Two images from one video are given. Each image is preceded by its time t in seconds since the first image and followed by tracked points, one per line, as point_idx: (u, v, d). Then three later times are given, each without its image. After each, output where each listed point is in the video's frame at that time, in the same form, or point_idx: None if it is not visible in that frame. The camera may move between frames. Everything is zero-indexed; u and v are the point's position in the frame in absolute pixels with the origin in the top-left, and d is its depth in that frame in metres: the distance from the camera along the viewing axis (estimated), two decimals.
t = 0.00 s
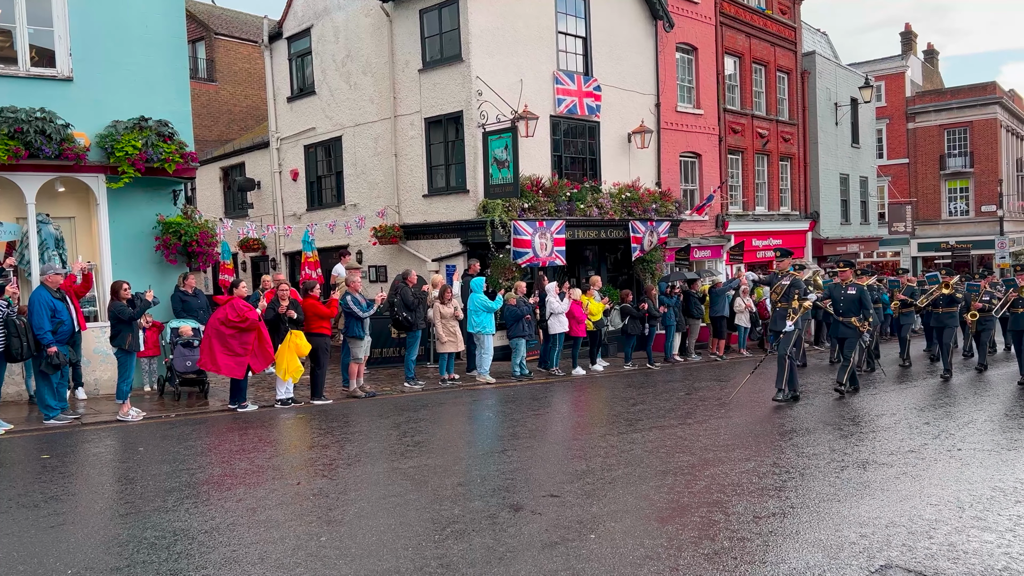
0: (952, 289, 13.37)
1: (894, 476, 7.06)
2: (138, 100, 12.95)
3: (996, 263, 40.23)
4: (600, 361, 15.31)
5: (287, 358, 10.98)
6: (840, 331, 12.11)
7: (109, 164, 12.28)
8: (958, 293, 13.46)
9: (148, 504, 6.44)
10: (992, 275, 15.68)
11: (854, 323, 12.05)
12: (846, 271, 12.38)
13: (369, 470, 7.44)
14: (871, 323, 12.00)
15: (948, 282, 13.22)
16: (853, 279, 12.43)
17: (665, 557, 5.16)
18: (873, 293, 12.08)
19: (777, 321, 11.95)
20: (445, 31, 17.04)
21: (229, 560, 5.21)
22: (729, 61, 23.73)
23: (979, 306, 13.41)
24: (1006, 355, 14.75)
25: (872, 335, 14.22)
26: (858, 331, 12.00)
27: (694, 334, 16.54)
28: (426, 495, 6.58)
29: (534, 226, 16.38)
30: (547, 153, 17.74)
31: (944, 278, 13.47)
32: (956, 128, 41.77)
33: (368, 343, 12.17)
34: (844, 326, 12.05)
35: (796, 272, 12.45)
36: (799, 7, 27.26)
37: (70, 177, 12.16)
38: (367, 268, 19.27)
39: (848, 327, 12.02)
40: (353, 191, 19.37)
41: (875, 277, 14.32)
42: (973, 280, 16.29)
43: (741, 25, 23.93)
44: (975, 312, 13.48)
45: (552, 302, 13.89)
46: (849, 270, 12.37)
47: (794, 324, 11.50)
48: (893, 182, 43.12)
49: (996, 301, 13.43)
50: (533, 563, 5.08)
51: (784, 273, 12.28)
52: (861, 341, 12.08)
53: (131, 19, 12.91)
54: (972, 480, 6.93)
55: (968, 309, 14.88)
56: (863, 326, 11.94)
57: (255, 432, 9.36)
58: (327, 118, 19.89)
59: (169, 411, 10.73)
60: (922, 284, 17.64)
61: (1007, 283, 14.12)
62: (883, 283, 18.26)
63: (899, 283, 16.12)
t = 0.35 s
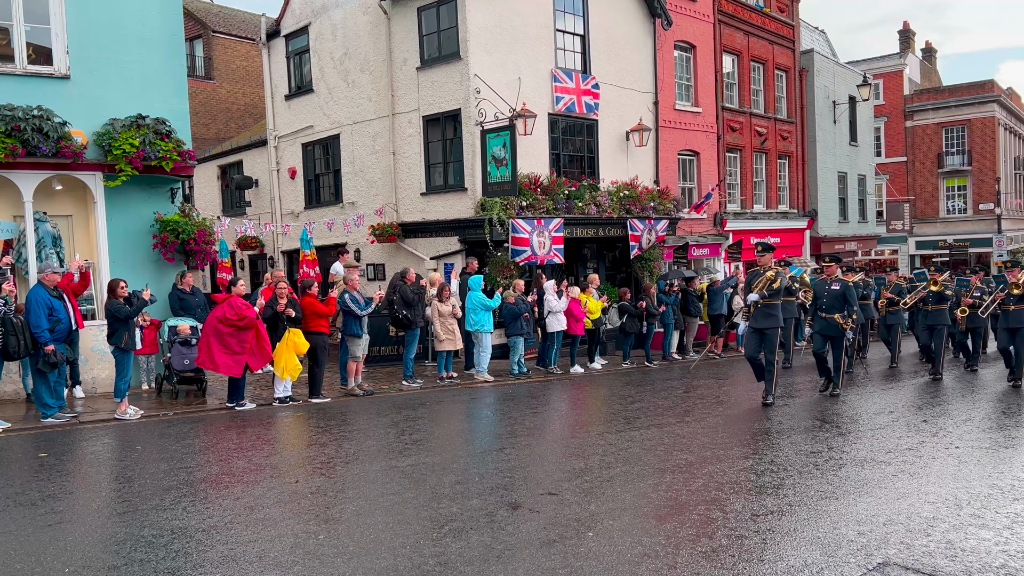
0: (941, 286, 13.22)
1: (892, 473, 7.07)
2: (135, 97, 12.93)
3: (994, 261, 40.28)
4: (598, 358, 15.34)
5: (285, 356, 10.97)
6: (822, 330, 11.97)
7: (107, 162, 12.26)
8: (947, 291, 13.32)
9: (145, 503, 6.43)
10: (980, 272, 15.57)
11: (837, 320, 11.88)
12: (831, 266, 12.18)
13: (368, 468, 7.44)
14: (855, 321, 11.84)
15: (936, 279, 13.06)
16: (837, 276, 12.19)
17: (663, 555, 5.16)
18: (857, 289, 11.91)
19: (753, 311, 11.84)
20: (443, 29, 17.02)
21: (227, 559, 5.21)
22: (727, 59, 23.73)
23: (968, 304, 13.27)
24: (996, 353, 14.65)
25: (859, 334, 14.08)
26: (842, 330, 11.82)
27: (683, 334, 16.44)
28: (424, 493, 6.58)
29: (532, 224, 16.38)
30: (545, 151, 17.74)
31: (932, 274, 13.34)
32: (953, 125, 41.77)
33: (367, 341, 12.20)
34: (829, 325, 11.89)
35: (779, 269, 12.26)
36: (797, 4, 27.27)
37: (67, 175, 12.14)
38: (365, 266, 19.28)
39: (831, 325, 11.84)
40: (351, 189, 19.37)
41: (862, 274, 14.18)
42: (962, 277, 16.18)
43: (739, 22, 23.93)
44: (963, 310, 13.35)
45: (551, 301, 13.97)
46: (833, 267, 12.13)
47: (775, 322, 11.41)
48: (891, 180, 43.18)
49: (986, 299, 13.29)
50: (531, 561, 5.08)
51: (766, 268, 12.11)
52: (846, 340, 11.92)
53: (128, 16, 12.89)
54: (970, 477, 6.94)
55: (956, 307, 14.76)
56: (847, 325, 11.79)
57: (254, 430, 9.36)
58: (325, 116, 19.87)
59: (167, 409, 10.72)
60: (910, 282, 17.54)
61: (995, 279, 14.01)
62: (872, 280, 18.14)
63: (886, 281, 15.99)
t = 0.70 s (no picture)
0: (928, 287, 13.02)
1: (891, 472, 7.07)
2: (134, 96, 12.92)
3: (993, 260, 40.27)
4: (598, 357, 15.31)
5: (285, 355, 10.97)
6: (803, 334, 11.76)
7: (106, 161, 12.25)
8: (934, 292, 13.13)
9: (145, 502, 6.43)
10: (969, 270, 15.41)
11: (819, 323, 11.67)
12: (813, 267, 11.89)
13: (368, 467, 7.45)
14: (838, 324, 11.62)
15: (922, 280, 12.87)
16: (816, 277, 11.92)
17: (663, 554, 5.16)
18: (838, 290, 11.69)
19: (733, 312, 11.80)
20: (443, 27, 17.00)
21: (226, 558, 5.21)
22: (727, 58, 23.71)
23: (956, 305, 13.08)
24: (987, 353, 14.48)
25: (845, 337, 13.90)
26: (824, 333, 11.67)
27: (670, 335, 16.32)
28: (424, 492, 6.58)
29: (531, 223, 16.37)
30: (545, 150, 17.74)
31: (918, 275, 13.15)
32: (953, 125, 41.75)
33: (367, 340, 12.20)
34: (812, 329, 11.68)
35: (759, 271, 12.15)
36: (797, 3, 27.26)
37: (67, 173, 12.13)
38: (365, 265, 19.29)
39: (814, 329, 11.69)
40: (350, 188, 19.36)
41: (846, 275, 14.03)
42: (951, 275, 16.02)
43: (739, 21, 23.91)
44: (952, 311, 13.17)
45: (551, 300, 13.95)
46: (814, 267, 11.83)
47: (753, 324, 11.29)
48: (890, 179, 43.19)
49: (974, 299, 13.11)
50: (531, 560, 5.08)
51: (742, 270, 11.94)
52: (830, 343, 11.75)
53: (127, 16, 12.87)
54: (969, 476, 6.94)
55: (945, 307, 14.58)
56: (830, 328, 11.62)
57: (253, 429, 9.35)
58: (325, 115, 19.86)
59: (167, 408, 10.73)
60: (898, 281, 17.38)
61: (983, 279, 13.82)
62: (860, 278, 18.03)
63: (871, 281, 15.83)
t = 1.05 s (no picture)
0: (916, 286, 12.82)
1: (892, 472, 7.05)
2: (136, 96, 12.92)
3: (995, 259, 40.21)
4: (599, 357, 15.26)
5: (286, 354, 10.98)
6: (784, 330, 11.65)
7: (108, 160, 12.25)
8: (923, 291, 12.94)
9: (146, 501, 6.43)
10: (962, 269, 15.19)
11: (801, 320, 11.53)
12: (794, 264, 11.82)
13: (369, 466, 7.45)
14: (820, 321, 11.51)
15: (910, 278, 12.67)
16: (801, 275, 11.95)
17: (663, 554, 5.16)
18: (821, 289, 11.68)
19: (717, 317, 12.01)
20: (444, 26, 17.00)
21: (227, 557, 5.21)
22: (729, 57, 23.68)
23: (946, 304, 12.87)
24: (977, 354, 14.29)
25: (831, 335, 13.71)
26: (806, 331, 11.52)
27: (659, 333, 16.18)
28: (424, 491, 6.58)
29: (533, 222, 16.31)
30: (546, 149, 17.74)
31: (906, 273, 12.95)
32: (955, 124, 41.65)
33: (367, 340, 12.19)
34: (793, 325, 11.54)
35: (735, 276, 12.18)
36: (799, 2, 27.23)
37: (68, 173, 12.14)
38: (366, 265, 19.31)
39: (795, 325, 11.63)
40: (352, 187, 19.37)
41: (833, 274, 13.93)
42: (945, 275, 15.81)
43: (740, 20, 23.88)
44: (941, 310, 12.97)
45: (551, 299, 13.90)
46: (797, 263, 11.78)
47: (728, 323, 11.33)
48: (892, 178, 43.14)
49: (963, 298, 12.90)
50: (532, 559, 5.08)
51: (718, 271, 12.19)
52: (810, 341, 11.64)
53: (128, 15, 12.87)
54: (970, 476, 6.92)
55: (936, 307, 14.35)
56: (811, 326, 11.52)
57: (254, 428, 9.35)
58: (326, 114, 19.86)
59: (168, 407, 10.73)
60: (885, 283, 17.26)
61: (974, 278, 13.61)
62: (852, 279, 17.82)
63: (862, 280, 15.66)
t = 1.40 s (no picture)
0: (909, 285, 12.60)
1: (897, 471, 7.02)
2: (140, 95, 12.94)
3: (1000, 258, 40.12)
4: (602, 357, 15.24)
5: (290, 353, 11.01)
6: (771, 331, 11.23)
7: (112, 160, 12.28)
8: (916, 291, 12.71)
9: (151, 500, 6.44)
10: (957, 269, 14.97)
11: (785, 319, 11.06)
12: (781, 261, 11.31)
13: (373, 465, 7.46)
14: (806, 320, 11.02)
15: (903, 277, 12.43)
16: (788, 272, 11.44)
17: (667, 553, 5.15)
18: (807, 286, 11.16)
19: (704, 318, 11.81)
20: (448, 25, 17.00)
21: (231, 556, 5.22)
22: (733, 56, 23.66)
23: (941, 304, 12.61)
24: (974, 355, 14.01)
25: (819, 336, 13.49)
26: (793, 331, 11.03)
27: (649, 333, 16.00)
28: (428, 491, 6.58)
29: (536, 221, 16.40)
30: (550, 148, 17.74)
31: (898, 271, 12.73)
32: (959, 122, 41.56)
33: (371, 339, 12.19)
34: (778, 326, 11.10)
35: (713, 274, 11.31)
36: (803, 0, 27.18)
37: (72, 173, 12.17)
38: (369, 264, 19.34)
39: (782, 325, 11.09)
40: (355, 187, 19.38)
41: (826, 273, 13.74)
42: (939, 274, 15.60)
43: (745, 19, 23.85)
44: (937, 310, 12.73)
45: (555, 299, 13.89)
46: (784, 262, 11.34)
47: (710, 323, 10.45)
48: (896, 177, 43.11)
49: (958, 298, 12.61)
50: (536, 558, 5.08)
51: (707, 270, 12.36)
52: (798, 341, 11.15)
53: (132, 14, 12.89)
54: (975, 475, 6.89)
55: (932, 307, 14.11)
56: (799, 326, 11.02)
57: (258, 427, 9.37)
58: (330, 113, 19.88)
59: (172, 407, 10.75)
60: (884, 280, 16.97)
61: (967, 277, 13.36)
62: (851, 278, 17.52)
63: (855, 278, 15.44)
